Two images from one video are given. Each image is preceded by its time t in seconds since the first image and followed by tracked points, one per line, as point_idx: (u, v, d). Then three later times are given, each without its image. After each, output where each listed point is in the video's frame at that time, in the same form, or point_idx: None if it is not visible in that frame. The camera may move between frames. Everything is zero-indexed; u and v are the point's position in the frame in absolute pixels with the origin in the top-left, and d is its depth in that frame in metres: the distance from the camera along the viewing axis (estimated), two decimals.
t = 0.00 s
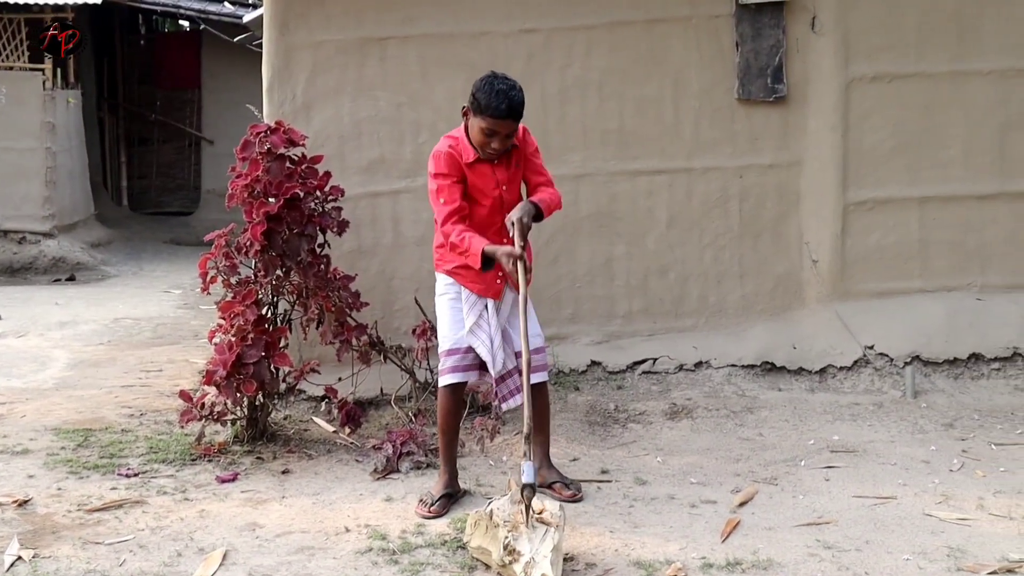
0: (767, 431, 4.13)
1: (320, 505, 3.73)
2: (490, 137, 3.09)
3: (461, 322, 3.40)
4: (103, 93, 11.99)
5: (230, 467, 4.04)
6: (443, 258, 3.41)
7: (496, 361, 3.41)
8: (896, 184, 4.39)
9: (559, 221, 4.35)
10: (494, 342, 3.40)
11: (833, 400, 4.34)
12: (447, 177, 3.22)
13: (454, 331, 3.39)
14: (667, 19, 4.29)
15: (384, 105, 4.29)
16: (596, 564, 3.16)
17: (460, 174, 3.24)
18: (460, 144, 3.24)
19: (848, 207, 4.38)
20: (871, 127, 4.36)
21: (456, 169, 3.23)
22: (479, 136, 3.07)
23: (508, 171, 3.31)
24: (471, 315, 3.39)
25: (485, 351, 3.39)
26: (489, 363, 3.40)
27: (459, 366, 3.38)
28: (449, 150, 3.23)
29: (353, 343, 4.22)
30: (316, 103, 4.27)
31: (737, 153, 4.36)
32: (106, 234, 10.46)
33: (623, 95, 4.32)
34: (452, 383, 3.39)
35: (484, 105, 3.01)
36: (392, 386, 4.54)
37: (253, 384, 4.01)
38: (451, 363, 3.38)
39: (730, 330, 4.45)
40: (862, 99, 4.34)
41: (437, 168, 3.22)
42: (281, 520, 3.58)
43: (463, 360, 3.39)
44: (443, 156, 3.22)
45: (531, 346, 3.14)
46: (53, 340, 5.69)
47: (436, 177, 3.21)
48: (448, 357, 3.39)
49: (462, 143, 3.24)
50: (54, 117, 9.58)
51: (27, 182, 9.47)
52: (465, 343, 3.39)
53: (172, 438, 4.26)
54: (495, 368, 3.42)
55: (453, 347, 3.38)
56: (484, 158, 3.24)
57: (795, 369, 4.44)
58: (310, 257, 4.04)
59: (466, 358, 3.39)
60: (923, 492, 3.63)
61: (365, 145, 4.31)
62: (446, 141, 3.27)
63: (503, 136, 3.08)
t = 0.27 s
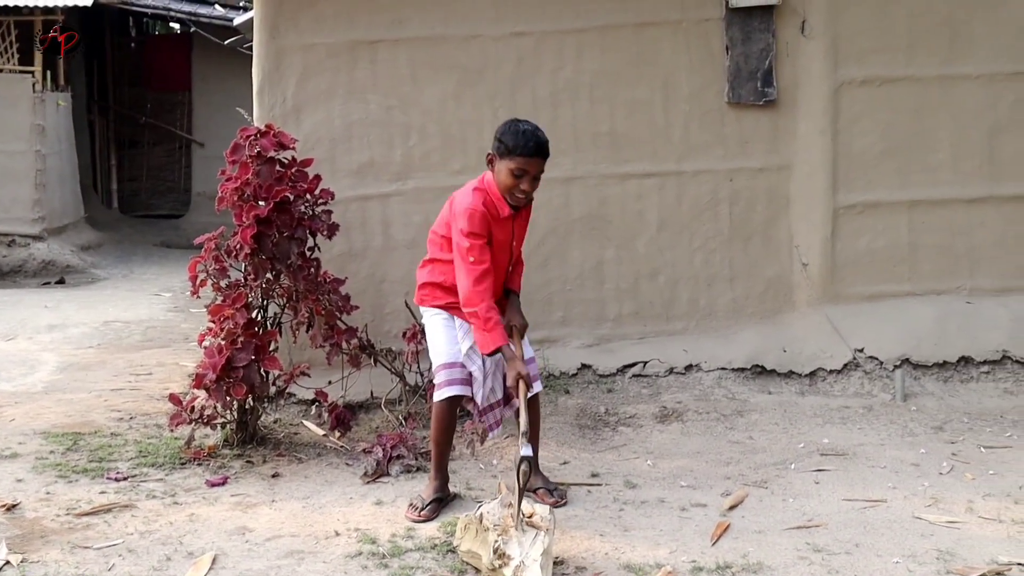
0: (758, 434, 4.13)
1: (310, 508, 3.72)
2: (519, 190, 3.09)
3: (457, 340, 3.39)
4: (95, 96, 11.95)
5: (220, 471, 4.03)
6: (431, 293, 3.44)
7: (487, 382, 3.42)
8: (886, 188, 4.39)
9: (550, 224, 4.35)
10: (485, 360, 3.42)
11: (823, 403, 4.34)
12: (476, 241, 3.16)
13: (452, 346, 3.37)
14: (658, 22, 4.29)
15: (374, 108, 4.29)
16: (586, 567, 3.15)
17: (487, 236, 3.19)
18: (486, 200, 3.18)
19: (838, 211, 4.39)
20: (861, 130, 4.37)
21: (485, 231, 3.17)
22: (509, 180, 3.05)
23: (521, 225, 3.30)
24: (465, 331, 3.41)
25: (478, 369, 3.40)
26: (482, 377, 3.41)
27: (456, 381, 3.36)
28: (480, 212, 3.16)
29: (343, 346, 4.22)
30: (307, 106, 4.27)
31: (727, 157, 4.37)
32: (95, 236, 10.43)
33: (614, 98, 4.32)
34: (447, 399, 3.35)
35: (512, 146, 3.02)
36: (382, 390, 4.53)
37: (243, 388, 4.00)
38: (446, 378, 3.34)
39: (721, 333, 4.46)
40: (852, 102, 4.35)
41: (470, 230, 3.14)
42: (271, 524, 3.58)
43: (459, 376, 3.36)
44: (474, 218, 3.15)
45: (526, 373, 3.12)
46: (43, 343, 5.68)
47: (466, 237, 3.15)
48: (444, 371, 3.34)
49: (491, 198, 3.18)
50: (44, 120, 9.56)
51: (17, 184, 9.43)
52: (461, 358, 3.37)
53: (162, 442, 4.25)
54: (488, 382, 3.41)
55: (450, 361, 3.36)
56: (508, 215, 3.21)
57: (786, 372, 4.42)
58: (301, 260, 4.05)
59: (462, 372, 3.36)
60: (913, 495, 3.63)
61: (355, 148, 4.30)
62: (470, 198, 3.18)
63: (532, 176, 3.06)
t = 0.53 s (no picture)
0: (743, 436, 4.14)
1: (296, 512, 3.72)
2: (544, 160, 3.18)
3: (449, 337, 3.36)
4: (80, 98, 11.92)
5: (205, 474, 4.02)
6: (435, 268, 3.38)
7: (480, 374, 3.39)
8: (871, 191, 4.41)
9: (536, 227, 4.35)
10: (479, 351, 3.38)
11: (808, 406, 4.35)
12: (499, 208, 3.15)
13: (444, 344, 3.35)
14: (644, 25, 4.29)
15: (361, 111, 4.29)
16: (572, 570, 3.15)
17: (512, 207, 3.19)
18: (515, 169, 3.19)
19: (824, 214, 4.40)
20: (847, 134, 4.38)
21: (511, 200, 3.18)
22: (538, 148, 3.15)
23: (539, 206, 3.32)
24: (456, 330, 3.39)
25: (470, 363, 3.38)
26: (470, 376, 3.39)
27: (444, 381, 3.35)
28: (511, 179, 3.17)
29: (329, 349, 4.21)
30: (293, 109, 4.26)
31: (713, 160, 4.37)
32: (82, 239, 10.39)
33: (601, 101, 4.32)
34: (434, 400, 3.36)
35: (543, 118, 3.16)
36: (368, 392, 4.53)
37: (229, 391, 3.99)
38: (433, 379, 3.33)
39: (707, 336, 4.46)
40: (838, 105, 4.36)
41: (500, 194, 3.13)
42: (257, 527, 3.57)
43: (449, 375, 3.35)
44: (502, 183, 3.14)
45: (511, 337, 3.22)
46: (27, 346, 5.66)
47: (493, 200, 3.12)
48: (433, 370, 3.34)
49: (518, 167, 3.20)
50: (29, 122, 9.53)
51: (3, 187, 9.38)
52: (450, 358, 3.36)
53: (147, 445, 4.24)
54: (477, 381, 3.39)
55: (440, 360, 3.34)
56: (531, 189, 3.23)
57: (771, 375, 4.44)
58: (287, 263, 4.04)
59: (449, 372, 3.35)
60: (899, 497, 3.64)
61: (342, 151, 4.30)
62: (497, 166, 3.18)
63: (558, 149, 3.18)
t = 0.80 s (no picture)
0: (721, 438, 4.15)
1: (273, 513, 3.71)
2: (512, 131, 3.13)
3: (427, 328, 3.26)
4: (56, 98, 11.88)
5: (182, 476, 4.00)
6: (415, 237, 3.27)
7: (464, 362, 3.25)
8: (848, 192, 4.43)
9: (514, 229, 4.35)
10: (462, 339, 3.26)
11: (785, 406, 4.36)
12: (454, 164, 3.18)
13: (421, 336, 3.25)
14: (623, 27, 4.30)
15: (339, 112, 4.28)
16: (549, 571, 3.15)
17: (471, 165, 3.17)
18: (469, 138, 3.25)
19: (801, 215, 4.41)
20: (824, 136, 4.40)
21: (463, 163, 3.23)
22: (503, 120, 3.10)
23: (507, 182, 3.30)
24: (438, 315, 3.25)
25: (451, 352, 3.25)
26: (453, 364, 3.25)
27: (424, 371, 3.25)
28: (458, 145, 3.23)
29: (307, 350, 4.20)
30: (270, 110, 4.25)
31: (691, 161, 4.38)
32: (58, 240, 10.31)
33: (579, 102, 4.33)
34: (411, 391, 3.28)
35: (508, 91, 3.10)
36: (346, 394, 4.53)
37: (206, 392, 3.97)
38: (412, 371, 3.25)
39: (684, 337, 4.47)
40: (815, 107, 4.38)
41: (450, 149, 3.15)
42: (233, 529, 3.56)
43: (428, 367, 3.26)
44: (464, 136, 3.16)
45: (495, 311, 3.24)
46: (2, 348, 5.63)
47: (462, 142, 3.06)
48: (412, 364, 3.26)
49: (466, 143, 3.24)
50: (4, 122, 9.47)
51: None
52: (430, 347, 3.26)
53: (123, 447, 4.23)
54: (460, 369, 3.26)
55: (418, 353, 3.25)
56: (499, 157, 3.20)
57: (748, 376, 4.46)
58: (264, 264, 4.03)
59: (430, 363, 3.25)
60: (874, 497, 3.66)
61: (319, 152, 4.29)
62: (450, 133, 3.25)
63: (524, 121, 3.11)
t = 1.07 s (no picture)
0: (700, 439, 4.15)
1: (252, 516, 3.70)
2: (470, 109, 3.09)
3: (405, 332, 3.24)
4: (35, 99, 11.77)
5: (160, 478, 3.99)
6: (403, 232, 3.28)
7: (442, 366, 3.20)
8: (827, 194, 4.44)
9: (494, 230, 4.35)
10: (438, 343, 3.20)
11: (765, 408, 4.37)
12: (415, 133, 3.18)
13: (400, 340, 3.23)
14: (602, 29, 4.30)
15: (318, 114, 4.27)
16: (528, 572, 3.13)
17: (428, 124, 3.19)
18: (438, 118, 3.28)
19: (780, 217, 4.43)
20: (803, 138, 4.41)
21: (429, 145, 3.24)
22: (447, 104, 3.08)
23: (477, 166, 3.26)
24: (418, 318, 3.21)
25: (428, 357, 3.21)
26: (432, 368, 3.21)
27: (404, 375, 3.24)
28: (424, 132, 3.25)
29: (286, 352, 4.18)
30: (249, 111, 4.24)
31: (671, 163, 4.39)
32: (34, 242, 10.22)
33: (559, 104, 4.33)
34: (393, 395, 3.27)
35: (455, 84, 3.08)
36: (325, 396, 4.53)
37: (184, 394, 3.94)
38: (393, 375, 3.24)
39: (664, 338, 4.48)
40: (793, 109, 4.39)
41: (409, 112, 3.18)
42: (211, 532, 3.55)
43: (407, 371, 3.24)
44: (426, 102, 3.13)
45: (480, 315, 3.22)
46: None
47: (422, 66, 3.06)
48: (393, 368, 3.24)
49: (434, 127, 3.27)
50: None
51: None
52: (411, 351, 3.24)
53: (101, 449, 4.21)
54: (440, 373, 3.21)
55: (399, 357, 3.23)
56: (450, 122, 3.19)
57: (728, 377, 4.47)
58: (243, 266, 4.01)
59: (410, 367, 3.24)
60: (852, 498, 3.67)
61: (298, 153, 4.28)
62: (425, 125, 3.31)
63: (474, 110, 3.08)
